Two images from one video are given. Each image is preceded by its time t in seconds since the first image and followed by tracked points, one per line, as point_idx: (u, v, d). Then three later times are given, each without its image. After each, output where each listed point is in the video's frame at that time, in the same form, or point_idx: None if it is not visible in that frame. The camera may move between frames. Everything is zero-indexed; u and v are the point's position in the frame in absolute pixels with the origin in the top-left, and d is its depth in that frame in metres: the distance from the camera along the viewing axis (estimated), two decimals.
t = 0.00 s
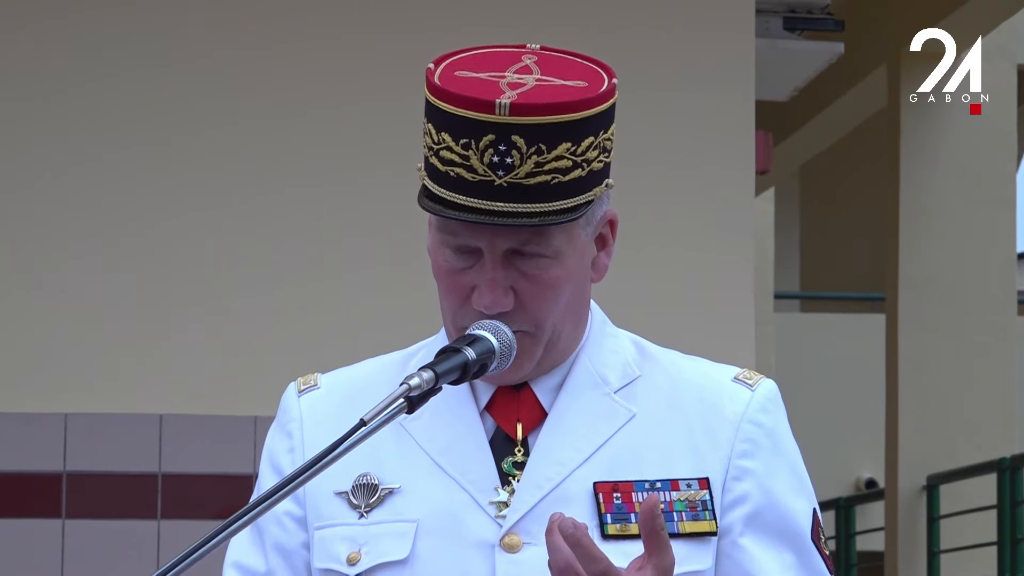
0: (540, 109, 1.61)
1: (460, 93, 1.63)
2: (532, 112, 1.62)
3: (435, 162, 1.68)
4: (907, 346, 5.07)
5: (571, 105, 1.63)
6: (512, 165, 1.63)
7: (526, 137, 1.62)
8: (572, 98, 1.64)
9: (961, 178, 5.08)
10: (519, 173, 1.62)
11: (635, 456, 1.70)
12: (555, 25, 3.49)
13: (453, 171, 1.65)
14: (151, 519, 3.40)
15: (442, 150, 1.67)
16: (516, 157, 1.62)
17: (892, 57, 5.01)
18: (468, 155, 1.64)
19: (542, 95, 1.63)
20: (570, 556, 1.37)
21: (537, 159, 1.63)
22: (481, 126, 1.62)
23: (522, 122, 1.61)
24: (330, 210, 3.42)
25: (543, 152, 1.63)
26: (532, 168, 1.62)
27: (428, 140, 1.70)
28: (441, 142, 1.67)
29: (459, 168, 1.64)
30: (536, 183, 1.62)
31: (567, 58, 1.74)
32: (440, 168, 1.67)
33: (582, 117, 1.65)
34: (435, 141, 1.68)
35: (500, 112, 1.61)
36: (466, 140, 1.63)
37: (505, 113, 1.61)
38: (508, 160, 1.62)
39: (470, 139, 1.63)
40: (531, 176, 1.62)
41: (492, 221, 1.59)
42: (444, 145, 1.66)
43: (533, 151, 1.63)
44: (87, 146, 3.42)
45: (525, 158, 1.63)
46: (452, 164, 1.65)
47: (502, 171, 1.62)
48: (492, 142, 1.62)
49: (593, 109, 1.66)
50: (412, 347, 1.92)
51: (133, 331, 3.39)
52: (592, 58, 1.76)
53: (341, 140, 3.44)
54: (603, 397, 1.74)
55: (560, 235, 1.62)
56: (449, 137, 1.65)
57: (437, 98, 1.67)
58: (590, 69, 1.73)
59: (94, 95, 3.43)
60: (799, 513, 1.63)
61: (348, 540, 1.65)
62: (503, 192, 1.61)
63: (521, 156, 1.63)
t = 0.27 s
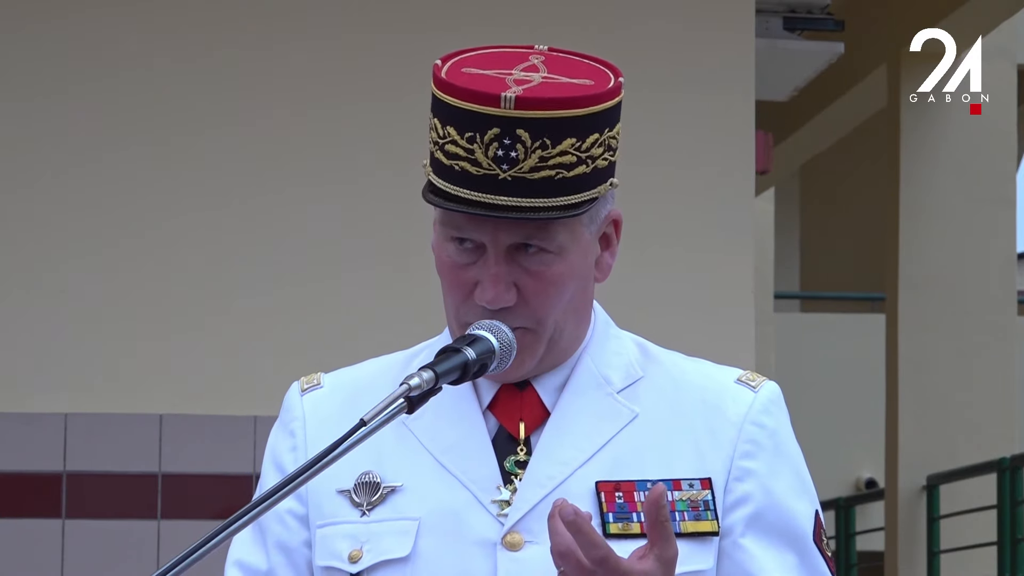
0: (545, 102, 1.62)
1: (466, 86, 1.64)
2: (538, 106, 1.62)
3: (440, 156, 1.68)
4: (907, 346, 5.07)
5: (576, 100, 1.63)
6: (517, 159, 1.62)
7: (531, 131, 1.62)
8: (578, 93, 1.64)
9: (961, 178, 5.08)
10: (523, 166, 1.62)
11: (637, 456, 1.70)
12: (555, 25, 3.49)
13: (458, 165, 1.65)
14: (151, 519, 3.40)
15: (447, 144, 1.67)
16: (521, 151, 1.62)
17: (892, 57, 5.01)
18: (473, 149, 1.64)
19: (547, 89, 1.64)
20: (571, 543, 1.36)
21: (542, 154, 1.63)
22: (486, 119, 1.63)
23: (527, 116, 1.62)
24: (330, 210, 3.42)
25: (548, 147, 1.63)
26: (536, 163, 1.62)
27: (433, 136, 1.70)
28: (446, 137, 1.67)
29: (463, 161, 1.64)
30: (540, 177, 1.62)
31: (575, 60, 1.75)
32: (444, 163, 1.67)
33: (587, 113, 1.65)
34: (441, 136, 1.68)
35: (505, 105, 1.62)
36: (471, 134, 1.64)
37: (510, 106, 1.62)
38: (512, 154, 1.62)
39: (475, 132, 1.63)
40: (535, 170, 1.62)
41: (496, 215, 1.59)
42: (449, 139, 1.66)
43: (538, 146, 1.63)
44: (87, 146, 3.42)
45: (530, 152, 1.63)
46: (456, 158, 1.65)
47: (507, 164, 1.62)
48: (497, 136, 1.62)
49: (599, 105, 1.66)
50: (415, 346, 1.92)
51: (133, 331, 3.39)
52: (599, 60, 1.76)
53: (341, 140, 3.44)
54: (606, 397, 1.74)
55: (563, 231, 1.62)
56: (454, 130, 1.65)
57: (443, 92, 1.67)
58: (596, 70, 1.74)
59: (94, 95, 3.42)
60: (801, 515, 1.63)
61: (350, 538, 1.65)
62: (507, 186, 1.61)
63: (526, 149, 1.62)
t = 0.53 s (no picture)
0: (549, 97, 1.62)
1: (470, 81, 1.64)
2: (542, 101, 1.62)
3: (444, 152, 1.68)
4: (907, 346, 5.07)
5: (580, 95, 1.63)
6: (521, 154, 1.63)
7: (535, 125, 1.62)
8: (582, 89, 1.64)
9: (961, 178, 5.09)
10: (527, 161, 1.62)
11: (639, 455, 1.70)
12: (555, 26, 3.49)
13: (462, 160, 1.65)
14: (151, 519, 3.40)
15: (451, 139, 1.67)
16: (524, 145, 1.62)
17: (892, 57, 5.00)
18: (477, 144, 1.64)
19: (551, 84, 1.64)
20: (574, 527, 1.36)
21: (545, 149, 1.63)
22: (490, 113, 1.63)
23: (531, 111, 1.62)
24: (330, 210, 3.42)
25: (552, 142, 1.63)
26: (540, 158, 1.62)
27: (437, 132, 1.70)
28: (450, 132, 1.67)
29: (467, 156, 1.64)
30: (543, 172, 1.62)
31: (581, 59, 1.75)
32: (448, 158, 1.67)
33: (591, 108, 1.65)
34: (445, 131, 1.68)
35: (509, 99, 1.62)
36: (475, 128, 1.64)
37: (514, 101, 1.62)
38: (516, 148, 1.62)
39: (479, 127, 1.64)
40: (539, 165, 1.62)
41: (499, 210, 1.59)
42: (453, 134, 1.66)
43: (541, 141, 1.63)
44: (86, 146, 3.41)
45: (534, 147, 1.63)
46: (460, 153, 1.65)
47: (510, 159, 1.62)
48: (501, 130, 1.62)
49: (604, 102, 1.66)
50: (419, 346, 1.92)
51: (133, 331, 3.39)
52: (604, 60, 1.77)
53: (341, 140, 3.43)
54: (609, 396, 1.74)
55: (566, 228, 1.62)
56: (458, 125, 1.65)
57: (447, 87, 1.67)
58: (601, 69, 1.74)
59: (94, 95, 3.42)
60: (804, 515, 1.63)
61: (352, 536, 1.65)
62: (511, 181, 1.60)
63: (530, 144, 1.63)
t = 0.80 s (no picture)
0: (552, 93, 1.62)
1: (474, 77, 1.64)
2: (545, 97, 1.62)
3: (448, 149, 1.68)
4: (907, 346, 5.07)
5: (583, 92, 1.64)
6: (524, 150, 1.63)
7: (538, 122, 1.63)
8: (585, 86, 1.64)
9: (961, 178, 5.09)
10: (530, 158, 1.62)
11: (642, 455, 1.70)
12: (555, 26, 3.49)
13: (465, 157, 1.65)
14: (151, 519, 3.39)
15: (455, 136, 1.67)
16: (528, 141, 1.63)
17: (892, 57, 4.99)
18: (480, 140, 1.64)
19: (554, 81, 1.64)
20: (575, 520, 1.37)
21: (549, 145, 1.63)
22: (493, 109, 1.63)
23: (534, 107, 1.62)
24: (330, 210, 3.42)
25: (555, 139, 1.63)
26: (543, 154, 1.62)
27: (442, 129, 1.70)
28: (454, 129, 1.68)
29: (471, 153, 1.64)
30: (546, 169, 1.62)
31: (585, 58, 1.75)
32: (452, 155, 1.67)
33: (594, 106, 1.65)
34: (449, 128, 1.69)
35: (513, 96, 1.62)
36: (478, 125, 1.64)
37: (517, 97, 1.62)
38: (519, 145, 1.63)
39: (483, 123, 1.64)
40: (542, 162, 1.62)
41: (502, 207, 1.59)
42: (457, 130, 1.67)
43: (544, 137, 1.63)
44: (86, 146, 3.41)
45: (537, 143, 1.63)
46: (464, 149, 1.65)
47: (513, 155, 1.62)
48: (504, 126, 1.63)
49: (607, 98, 1.67)
50: (422, 346, 1.91)
51: (133, 331, 3.38)
52: (609, 59, 1.77)
53: (341, 140, 3.43)
54: (612, 396, 1.74)
55: (569, 225, 1.62)
56: (462, 122, 1.66)
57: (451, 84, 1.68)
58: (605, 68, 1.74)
59: (94, 95, 3.42)
60: (806, 514, 1.63)
61: (354, 535, 1.64)
62: (514, 177, 1.60)
63: (533, 140, 1.63)
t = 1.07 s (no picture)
0: (556, 90, 1.62)
1: (479, 74, 1.65)
2: (549, 94, 1.62)
3: (452, 147, 1.68)
4: (907, 346, 5.07)
5: (587, 89, 1.64)
6: (528, 146, 1.63)
7: (542, 119, 1.63)
8: (589, 83, 1.64)
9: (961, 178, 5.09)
10: (534, 154, 1.62)
11: (644, 455, 1.70)
12: (555, 26, 3.49)
13: (469, 154, 1.65)
14: (151, 519, 3.39)
15: (459, 133, 1.67)
16: (532, 138, 1.63)
17: (892, 57, 5.00)
18: (485, 137, 1.64)
19: (559, 78, 1.64)
20: (576, 514, 1.36)
21: (553, 142, 1.63)
22: (498, 106, 1.63)
23: (538, 104, 1.62)
24: (330, 210, 3.42)
25: (559, 136, 1.63)
26: (547, 151, 1.62)
27: (446, 127, 1.71)
28: (459, 126, 1.68)
29: (475, 149, 1.64)
30: (550, 166, 1.61)
31: (590, 58, 1.75)
32: (456, 152, 1.67)
33: (599, 104, 1.65)
34: (453, 125, 1.69)
35: (517, 92, 1.62)
36: (483, 121, 1.65)
37: (522, 93, 1.62)
38: (523, 141, 1.63)
39: (487, 120, 1.64)
40: (546, 159, 1.62)
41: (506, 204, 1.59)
42: (461, 127, 1.67)
43: (549, 134, 1.63)
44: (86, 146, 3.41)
45: (541, 140, 1.63)
46: (468, 146, 1.66)
47: (518, 152, 1.62)
48: (508, 123, 1.63)
49: (611, 96, 1.67)
50: (425, 346, 1.91)
51: (133, 331, 3.38)
52: (614, 59, 1.77)
53: (341, 140, 3.43)
54: (615, 396, 1.74)
55: (573, 222, 1.62)
56: (466, 119, 1.66)
57: (456, 82, 1.68)
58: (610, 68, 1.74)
59: (94, 95, 3.42)
60: (809, 515, 1.63)
61: (356, 534, 1.64)
62: (518, 174, 1.60)
63: (537, 137, 1.63)
